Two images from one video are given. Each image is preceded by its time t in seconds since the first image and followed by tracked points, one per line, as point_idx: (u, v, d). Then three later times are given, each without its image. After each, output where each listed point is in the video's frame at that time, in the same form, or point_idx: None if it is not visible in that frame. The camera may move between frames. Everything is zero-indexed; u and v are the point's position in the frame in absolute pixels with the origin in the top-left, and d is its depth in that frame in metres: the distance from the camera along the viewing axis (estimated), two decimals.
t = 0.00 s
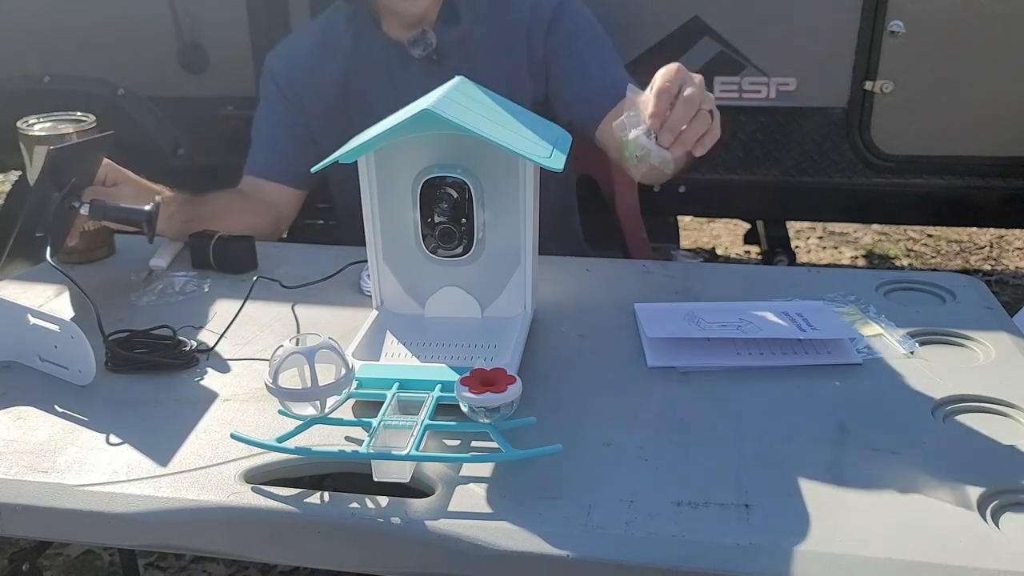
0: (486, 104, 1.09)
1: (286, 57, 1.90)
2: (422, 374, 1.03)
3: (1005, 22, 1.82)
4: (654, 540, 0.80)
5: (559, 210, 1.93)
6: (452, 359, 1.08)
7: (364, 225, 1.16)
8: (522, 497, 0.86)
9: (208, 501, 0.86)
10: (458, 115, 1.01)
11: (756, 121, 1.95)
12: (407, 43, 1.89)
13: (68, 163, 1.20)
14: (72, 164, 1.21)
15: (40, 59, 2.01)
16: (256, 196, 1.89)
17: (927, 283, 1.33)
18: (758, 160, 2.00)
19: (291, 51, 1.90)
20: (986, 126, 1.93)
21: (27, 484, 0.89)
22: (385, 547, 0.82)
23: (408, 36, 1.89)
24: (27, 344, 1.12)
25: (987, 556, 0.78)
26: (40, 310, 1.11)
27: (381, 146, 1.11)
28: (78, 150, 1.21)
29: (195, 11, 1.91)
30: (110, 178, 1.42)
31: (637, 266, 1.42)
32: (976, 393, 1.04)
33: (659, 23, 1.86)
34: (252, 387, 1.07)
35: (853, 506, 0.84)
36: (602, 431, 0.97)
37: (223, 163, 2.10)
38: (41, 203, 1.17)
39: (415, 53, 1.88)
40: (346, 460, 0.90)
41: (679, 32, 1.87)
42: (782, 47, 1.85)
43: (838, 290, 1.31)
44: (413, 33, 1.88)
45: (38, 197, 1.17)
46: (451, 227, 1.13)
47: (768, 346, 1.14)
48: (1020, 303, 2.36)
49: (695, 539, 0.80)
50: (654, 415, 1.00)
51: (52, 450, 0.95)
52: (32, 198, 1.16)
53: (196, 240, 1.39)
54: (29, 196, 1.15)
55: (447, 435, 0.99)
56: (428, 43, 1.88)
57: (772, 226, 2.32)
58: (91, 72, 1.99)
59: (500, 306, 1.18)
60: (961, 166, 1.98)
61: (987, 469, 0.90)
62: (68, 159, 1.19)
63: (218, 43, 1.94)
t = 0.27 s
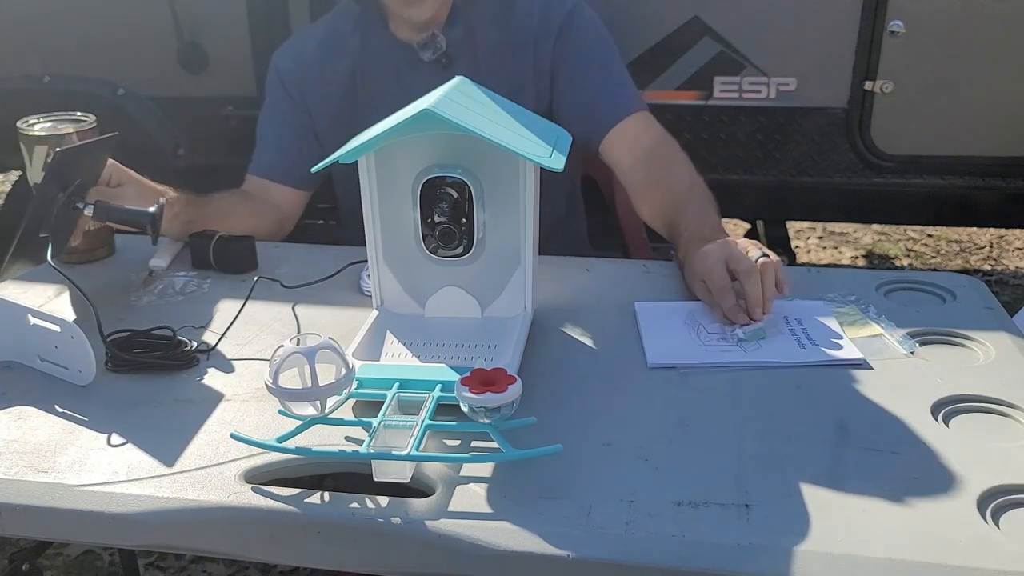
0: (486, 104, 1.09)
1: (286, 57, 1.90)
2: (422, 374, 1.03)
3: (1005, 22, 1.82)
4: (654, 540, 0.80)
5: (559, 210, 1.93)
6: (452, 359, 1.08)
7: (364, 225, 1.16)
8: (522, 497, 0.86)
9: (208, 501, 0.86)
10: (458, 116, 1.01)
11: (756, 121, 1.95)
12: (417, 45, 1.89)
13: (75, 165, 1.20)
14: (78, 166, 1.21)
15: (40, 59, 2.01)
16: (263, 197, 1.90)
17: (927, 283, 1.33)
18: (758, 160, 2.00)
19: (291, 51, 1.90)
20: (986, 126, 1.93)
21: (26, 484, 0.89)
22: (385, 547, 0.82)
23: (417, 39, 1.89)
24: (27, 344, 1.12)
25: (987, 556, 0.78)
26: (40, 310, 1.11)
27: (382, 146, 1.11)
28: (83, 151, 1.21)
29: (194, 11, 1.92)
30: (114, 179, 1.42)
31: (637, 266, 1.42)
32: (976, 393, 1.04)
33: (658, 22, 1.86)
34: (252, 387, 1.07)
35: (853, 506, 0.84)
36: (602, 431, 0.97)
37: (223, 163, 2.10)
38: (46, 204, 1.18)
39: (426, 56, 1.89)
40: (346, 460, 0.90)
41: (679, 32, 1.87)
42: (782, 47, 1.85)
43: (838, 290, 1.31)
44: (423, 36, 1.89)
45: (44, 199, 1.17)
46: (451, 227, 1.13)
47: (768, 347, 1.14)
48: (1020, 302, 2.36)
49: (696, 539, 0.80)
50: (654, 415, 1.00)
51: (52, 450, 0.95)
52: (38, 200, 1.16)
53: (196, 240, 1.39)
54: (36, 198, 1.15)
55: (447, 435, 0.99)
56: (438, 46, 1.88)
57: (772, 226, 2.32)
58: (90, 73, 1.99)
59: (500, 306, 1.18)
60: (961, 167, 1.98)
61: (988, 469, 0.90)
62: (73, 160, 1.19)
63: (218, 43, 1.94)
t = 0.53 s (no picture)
0: (486, 104, 1.09)
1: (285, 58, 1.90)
2: (422, 374, 1.03)
3: (1006, 23, 1.82)
4: (654, 540, 0.80)
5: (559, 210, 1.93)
6: (452, 359, 1.08)
7: (364, 225, 1.16)
8: (522, 497, 0.86)
9: (208, 501, 0.86)
10: (457, 116, 1.01)
11: (756, 121, 1.95)
12: (416, 48, 1.92)
13: (79, 170, 1.21)
14: (82, 171, 1.22)
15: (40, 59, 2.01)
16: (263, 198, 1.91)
17: (927, 283, 1.33)
18: (758, 160, 2.00)
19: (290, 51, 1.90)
20: (986, 126, 1.93)
21: (26, 484, 0.89)
22: (385, 547, 0.82)
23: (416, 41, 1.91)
24: (28, 344, 1.12)
25: (987, 556, 0.78)
26: (40, 310, 1.11)
27: (382, 146, 1.11)
28: (89, 158, 1.22)
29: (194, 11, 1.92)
30: (118, 181, 1.42)
31: (637, 266, 1.42)
32: (976, 394, 1.04)
33: (658, 22, 1.86)
34: (252, 387, 1.07)
35: (853, 506, 0.84)
36: (603, 431, 0.97)
37: (223, 163, 2.10)
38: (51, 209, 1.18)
39: (425, 59, 1.91)
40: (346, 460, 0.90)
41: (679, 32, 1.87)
42: (781, 47, 1.85)
43: (838, 290, 1.31)
44: (422, 39, 1.91)
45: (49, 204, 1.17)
46: (451, 227, 1.13)
47: (768, 347, 1.14)
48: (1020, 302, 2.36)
49: (696, 539, 0.80)
50: (654, 415, 1.00)
51: (52, 450, 0.95)
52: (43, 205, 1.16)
53: (196, 240, 1.39)
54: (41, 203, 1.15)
55: (447, 436, 0.99)
56: (437, 49, 1.91)
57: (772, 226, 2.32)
58: (90, 72, 1.99)
59: (500, 306, 1.18)
60: (961, 167, 1.98)
61: (988, 469, 0.90)
62: (79, 166, 1.20)
63: (218, 43, 1.94)
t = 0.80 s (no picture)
0: (486, 104, 1.09)
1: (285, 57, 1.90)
2: (422, 374, 1.03)
3: (1005, 23, 1.82)
4: (654, 541, 0.80)
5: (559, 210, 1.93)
6: (452, 359, 1.08)
7: (364, 225, 1.16)
8: (523, 497, 0.86)
9: (208, 501, 0.86)
10: (457, 116, 1.01)
11: (756, 121, 1.95)
12: (410, 52, 1.89)
13: (80, 168, 1.21)
14: (83, 170, 1.22)
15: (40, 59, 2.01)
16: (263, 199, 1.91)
17: (927, 283, 1.33)
18: (758, 160, 2.00)
19: (290, 51, 1.90)
20: (986, 126, 1.93)
21: (26, 484, 0.89)
22: (385, 547, 0.82)
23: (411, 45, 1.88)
24: (28, 344, 1.12)
25: (986, 556, 0.78)
26: (40, 310, 1.11)
27: (382, 146, 1.11)
28: (90, 156, 1.22)
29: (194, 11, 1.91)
30: (119, 180, 1.42)
31: (637, 266, 1.42)
32: (976, 394, 1.04)
33: (657, 22, 1.86)
34: (252, 387, 1.07)
35: (853, 506, 0.84)
36: (603, 431, 0.97)
37: (223, 163, 2.10)
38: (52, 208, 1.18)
39: (419, 62, 1.89)
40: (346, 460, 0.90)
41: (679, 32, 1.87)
42: (781, 47, 1.85)
43: (838, 290, 1.31)
44: (416, 42, 1.88)
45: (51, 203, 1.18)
46: (451, 227, 1.13)
47: (767, 347, 1.14)
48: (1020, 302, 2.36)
49: (696, 539, 0.80)
50: (653, 415, 1.00)
51: (52, 450, 0.95)
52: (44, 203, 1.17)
53: (196, 240, 1.39)
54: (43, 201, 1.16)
55: (447, 435, 0.99)
56: (431, 53, 1.88)
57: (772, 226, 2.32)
58: (90, 72, 1.99)
59: (500, 306, 1.18)
60: (961, 167, 1.98)
61: (987, 469, 0.90)
62: (80, 164, 1.20)
63: (218, 43, 1.94)
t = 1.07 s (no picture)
0: (486, 104, 1.09)
1: (285, 58, 1.90)
2: (422, 374, 1.03)
3: (1005, 23, 1.82)
4: (654, 540, 0.80)
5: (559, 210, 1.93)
6: (452, 359, 1.08)
7: (364, 225, 1.16)
8: (523, 497, 0.86)
9: (208, 501, 0.86)
10: (457, 116, 1.01)
11: (756, 121, 1.95)
12: (406, 52, 1.89)
13: (82, 166, 1.21)
14: (85, 167, 1.22)
15: (40, 59, 2.01)
16: (262, 199, 1.90)
17: (927, 283, 1.33)
18: (758, 160, 2.00)
19: (290, 51, 1.90)
20: (986, 126, 1.93)
21: (26, 484, 0.89)
22: (386, 547, 0.82)
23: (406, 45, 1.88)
24: (28, 344, 1.12)
25: (986, 556, 0.78)
26: (40, 311, 1.11)
27: (381, 146, 1.11)
28: (92, 154, 1.22)
29: (194, 11, 1.92)
30: (120, 180, 1.42)
31: (637, 266, 1.42)
32: (976, 394, 1.04)
33: (657, 22, 1.86)
34: (252, 387, 1.07)
35: (853, 506, 0.84)
36: (603, 431, 0.97)
37: (223, 163, 2.10)
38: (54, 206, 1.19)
39: (414, 63, 1.88)
40: (346, 460, 0.90)
41: (679, 32, 1.87)
42: (781, 47, 1.85)
43: (838, 290, 1.31)
44: (411, 42, 1.88)
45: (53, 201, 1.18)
46: (451, 227, 1.13)
47: (767, 347, 1.14)
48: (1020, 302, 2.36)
49: (695, 539, 0.80)
50: (654, 415, 1.00)
51: (52, 450, 0.95)
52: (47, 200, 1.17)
53: (196, 240, 1.39)
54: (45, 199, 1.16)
55: (447, 435, 0.99)
56: (427, 53, 1.88)
57: (772, 226, 2.33)
58: (90, 72, 1.99)
59: (500, 306, 1.18)
60: (961, 167, 1.98)
61: (987, 469, 0.90)
62: (83, 162, 1.20)
63: (218, 43, 1.94)
